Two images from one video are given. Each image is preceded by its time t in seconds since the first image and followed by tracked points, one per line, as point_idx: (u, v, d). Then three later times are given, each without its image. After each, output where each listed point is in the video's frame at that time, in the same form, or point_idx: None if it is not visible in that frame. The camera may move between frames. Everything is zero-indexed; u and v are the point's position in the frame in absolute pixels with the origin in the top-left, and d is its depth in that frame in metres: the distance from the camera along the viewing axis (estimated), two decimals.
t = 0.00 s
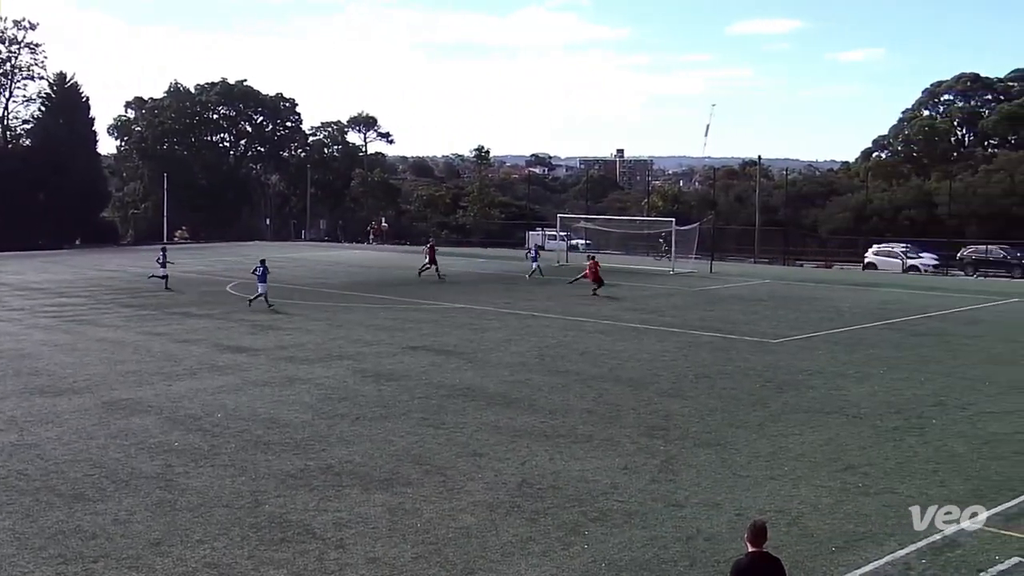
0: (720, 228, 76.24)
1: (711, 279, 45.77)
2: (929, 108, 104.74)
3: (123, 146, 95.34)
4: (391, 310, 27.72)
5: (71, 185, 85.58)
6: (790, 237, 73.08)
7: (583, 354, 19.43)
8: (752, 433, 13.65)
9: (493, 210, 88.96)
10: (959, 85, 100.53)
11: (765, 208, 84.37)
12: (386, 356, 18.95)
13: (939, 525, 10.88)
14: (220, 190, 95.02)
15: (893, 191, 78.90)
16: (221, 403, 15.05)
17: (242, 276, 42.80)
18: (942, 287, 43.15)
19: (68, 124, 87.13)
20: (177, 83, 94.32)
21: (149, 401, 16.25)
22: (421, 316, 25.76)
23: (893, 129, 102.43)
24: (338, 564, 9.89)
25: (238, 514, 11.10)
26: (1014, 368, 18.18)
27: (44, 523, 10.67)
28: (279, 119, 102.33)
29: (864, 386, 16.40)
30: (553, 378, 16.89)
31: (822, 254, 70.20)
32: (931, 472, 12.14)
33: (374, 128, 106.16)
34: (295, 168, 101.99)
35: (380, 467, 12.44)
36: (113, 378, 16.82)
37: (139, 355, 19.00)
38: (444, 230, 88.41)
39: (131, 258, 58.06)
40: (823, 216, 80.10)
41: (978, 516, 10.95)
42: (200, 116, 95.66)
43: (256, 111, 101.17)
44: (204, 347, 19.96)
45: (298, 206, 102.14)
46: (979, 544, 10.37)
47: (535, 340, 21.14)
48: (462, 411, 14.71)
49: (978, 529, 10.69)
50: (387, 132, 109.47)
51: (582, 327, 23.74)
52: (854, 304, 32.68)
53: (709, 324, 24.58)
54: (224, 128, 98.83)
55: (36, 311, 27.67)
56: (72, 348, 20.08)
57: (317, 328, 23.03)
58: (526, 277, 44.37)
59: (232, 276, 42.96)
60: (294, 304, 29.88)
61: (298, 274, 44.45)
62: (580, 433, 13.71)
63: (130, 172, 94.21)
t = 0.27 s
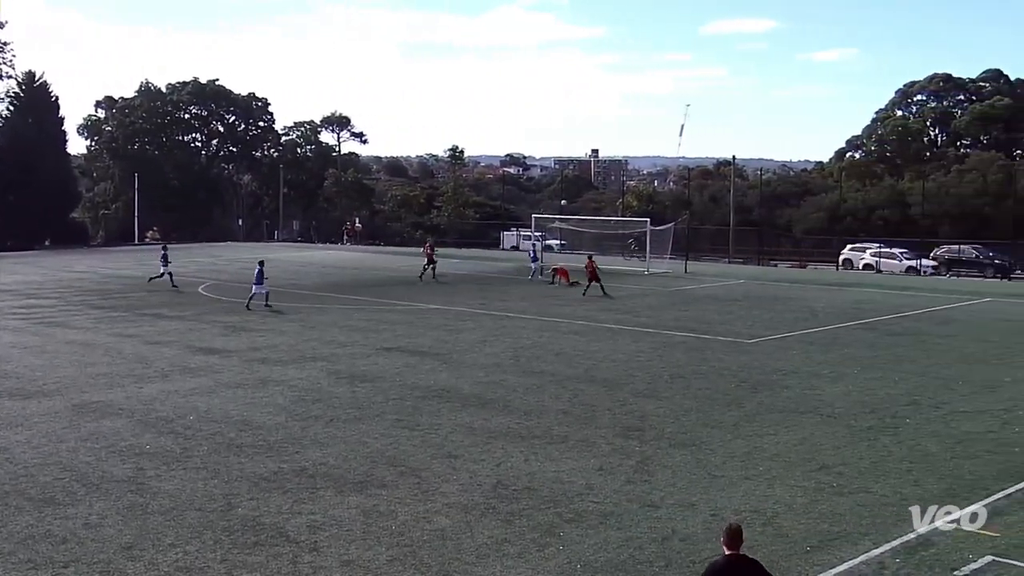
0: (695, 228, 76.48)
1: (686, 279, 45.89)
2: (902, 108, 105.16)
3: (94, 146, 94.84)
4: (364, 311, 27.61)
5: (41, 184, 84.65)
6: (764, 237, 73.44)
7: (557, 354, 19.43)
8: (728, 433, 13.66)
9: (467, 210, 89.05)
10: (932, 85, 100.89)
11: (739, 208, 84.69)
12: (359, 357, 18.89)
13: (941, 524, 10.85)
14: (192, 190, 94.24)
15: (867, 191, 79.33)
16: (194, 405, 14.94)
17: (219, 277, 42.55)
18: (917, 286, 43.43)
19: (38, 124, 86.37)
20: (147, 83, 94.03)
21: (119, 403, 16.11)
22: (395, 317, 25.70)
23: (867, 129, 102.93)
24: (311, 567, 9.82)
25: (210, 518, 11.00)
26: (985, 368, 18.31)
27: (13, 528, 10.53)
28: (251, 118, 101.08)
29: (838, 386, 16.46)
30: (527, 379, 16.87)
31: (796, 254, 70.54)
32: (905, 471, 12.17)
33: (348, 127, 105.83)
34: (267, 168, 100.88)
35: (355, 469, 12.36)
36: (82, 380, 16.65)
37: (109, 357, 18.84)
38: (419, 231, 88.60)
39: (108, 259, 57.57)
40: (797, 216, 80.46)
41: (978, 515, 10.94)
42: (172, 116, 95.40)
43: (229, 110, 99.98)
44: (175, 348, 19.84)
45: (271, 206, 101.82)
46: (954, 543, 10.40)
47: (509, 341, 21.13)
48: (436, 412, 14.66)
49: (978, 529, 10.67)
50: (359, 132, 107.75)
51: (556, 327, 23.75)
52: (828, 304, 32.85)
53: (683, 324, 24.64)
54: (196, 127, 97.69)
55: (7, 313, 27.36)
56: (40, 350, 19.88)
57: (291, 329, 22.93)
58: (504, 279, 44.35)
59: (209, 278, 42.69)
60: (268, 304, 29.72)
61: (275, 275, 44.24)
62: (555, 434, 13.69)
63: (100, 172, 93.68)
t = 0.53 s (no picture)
0: (670, 228, 76.60)
1: (660, 280, 45.97)
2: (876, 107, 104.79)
3: (63, 146, 93.56)
4: (338, 312, 27.47)
5: (9, 185, 83.44)
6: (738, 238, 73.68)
7: (532, 355, 19.39)
8: (703, 433, 13.66)
9: (442, 210, 89.03)
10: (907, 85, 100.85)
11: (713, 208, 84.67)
12: (332, 359, 18.79)
13: (939, 525, 10.84)
14: (163, 190, 93.46)
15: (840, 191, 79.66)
16: (165, 407, 14.81)
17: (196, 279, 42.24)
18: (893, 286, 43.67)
19: (5, 124, 85.18)
20: (116, 82, 93.37)
21: (89, 406, 15.93)
22: (369, 318, 25.60)
23: (840, 129, 103.03)
24: (283, 570, 9.74)
25: (182, 521, 10.89)
26: (958, 367, 18.41)
27: None
28: (222, 118, 101.01)
29: (813, 386, 16.52)
30: (502, 380, 16.84)
31: (770, 254, 70.74)
32: (880, 471, 12.20)
33: (321, 128, 105.55)
34: (239, 168, 99.67)
35: (328, 471, 12.29)
36: (52, 383, 16.46)
37: (79, 359, 18.67)
38: (392, 232, 88.60)
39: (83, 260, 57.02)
40: (771, 216, 80.66)
41: (977, 516, 10.95)
42: (142, 116, 94.74)
43: (199, 109, 99.75)
44: (146, 351, 19.67)
45: (243, 207, 99.95)
46: (927, 542, 10.43)
47: (484, 342, 21.08)
48: (410, 414, 14.60)
49: (976, 530, 10.66)
50: (333, 133, 107.46)
51: (531, 328, 23.71)
52: (803, 304, 32.97)
53: (657, 325, 24.65)
54: (167, 127, 97.11)
55: None
56: (7, 352, 19.64)
57: (264, 331, 22.80)
58: (482, 280, 44.26)
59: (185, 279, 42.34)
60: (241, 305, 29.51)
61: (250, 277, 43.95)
62: (530, 435, 13.66)
63: (69, 172, 92.59)
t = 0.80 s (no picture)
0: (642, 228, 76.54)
1: (632, 280, 46.05)
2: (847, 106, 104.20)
3: (29, 145, 90.97)
4: (309, 313, 27.34)
5: None
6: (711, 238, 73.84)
7: (505, 356, 19.35)
8: (676, 434, 13.66)
9: (413, 210, 89.09)
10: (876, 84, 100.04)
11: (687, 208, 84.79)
12: (303, 361, 18.68)
13: (938, 524, 10.86)
14: (131, 190, 92.79)
15: (812, 191, 79.92)
16: (134, 410, 14.66)
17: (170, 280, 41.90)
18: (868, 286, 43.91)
19: None
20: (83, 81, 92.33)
21: (57, 409, 15.75)
22: (341, 319, 25.48)
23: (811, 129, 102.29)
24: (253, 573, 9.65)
25: (152, 525, 10.77)
26: (929, 366, 18.52)
27: None
28: (192, 118, 100.12)
29: (787, 385, 16.56)
30: (474, 381, 16.78)
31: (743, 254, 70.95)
32: (852, 470, 12.24)
33: (291, 128, 105.06)
34: (209, 168, 98.83)
35: (299, 473, 12.20)
36: (18, 386, 16.24)
37: (45, 362, 18.46)
38: (363, 232, 88.57)
39: (56, 261, 56.41)
40: (745, 216, 80.75)
41: (974, 516, 10.94)
42: (110, 115, 93.60)
43: (169, 109, 98.81)
44: (116, 353, 19.49)
45: (213, 208, 98.75)
46: (899, 541, 10.47)
47: (457, 343, 21.02)
48: (383, 416, 14.52)
49: (974, 528, 10.66)
50: (303, 133, 107.24)
51: (504, 328, 23.66)
52: (778, 303, 33.08)
53: (630, 325, 24.68)
54: (136, 126, 96.20)
55: None
56: None
57: (235, 332, 22.66)
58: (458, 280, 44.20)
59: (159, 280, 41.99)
60: (212, 307, 29.29)
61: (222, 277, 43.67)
62: (503, 436, 13.62)
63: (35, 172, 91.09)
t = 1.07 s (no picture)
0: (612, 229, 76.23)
1: (602, 279, 46.17)
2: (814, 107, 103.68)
3: None
4: (279, 314, 27.26)
5: None
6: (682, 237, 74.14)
7: (477, 356, 19.37)
8: (646, 433, 13.72)
9: (384, 211, 89.40)
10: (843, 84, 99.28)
11: (657, 209, 85.85)
12: (273, 361, 18.61)
13: (939, 524, 10.87)
14: (99, 190, 92.76)
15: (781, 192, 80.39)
16: (103, 412, 14.56)
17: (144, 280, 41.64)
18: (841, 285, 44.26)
19: None
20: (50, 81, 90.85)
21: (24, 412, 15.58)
22: (312, 320, 25.42)
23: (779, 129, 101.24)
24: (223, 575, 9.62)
25: (121, 527, 10.71)
26: (896, 364, 18.71)
27: None
28: (161, 117, 99.15)
29: (757, 384, 16.67)
30: (445, 381, 16.80)
31: (714, 254, 71.32)
32: (821, 467, 12.33)
33: (260, 128, 104.68)
34: (177, 168, 97.97)
35: (269, 475, 12.16)
36: None
37: (12, 363, 18.32)
38: (333, 232, 88.68)
39: (27, 262, 55.81)
40: (715, 215, 81.27)
41: (976, 515, 10.96)
42: (78, 114, 92.48)
43: (137, 108, 97.79)
44: (85, 354, 19.37)
45: (182, 208, 98.26)
46: (868, 538, 10.57)
47: (428, 343, 21.02)
48: (354, 416, 14.50)
49: (975, 528, 10.69)
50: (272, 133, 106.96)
51: (475, 328, 23.70)
52: (751, 303, 33.24)
53: (599, 324, 24.77)
54: (104, 126, 95.06)
55: None
56: None
57: (205, 333, 22.61)
58: (433, 280, 44.17)
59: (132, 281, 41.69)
60: (182, 309, 29.16)
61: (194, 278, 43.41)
62: (475, 436, 13.64)
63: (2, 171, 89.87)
